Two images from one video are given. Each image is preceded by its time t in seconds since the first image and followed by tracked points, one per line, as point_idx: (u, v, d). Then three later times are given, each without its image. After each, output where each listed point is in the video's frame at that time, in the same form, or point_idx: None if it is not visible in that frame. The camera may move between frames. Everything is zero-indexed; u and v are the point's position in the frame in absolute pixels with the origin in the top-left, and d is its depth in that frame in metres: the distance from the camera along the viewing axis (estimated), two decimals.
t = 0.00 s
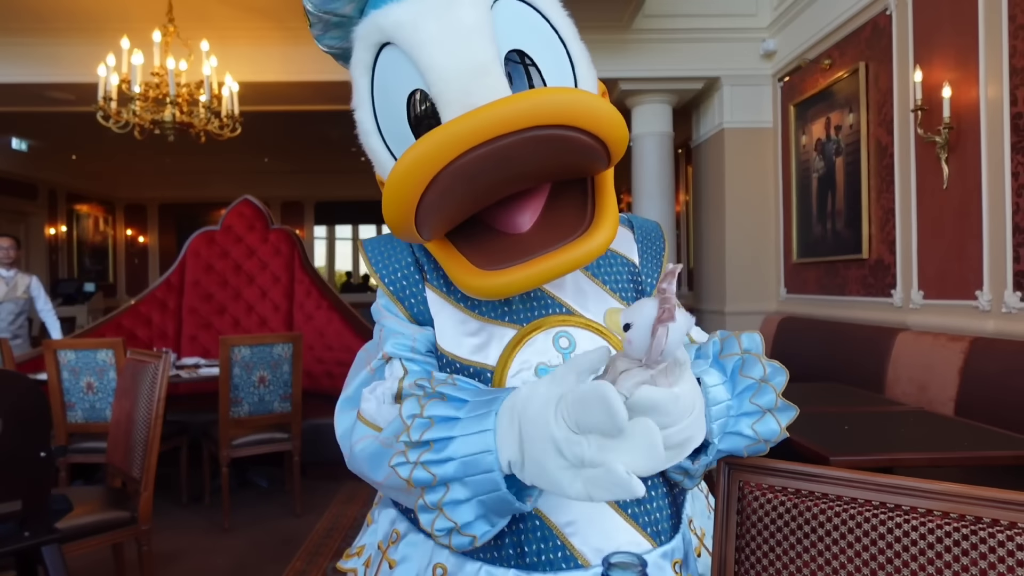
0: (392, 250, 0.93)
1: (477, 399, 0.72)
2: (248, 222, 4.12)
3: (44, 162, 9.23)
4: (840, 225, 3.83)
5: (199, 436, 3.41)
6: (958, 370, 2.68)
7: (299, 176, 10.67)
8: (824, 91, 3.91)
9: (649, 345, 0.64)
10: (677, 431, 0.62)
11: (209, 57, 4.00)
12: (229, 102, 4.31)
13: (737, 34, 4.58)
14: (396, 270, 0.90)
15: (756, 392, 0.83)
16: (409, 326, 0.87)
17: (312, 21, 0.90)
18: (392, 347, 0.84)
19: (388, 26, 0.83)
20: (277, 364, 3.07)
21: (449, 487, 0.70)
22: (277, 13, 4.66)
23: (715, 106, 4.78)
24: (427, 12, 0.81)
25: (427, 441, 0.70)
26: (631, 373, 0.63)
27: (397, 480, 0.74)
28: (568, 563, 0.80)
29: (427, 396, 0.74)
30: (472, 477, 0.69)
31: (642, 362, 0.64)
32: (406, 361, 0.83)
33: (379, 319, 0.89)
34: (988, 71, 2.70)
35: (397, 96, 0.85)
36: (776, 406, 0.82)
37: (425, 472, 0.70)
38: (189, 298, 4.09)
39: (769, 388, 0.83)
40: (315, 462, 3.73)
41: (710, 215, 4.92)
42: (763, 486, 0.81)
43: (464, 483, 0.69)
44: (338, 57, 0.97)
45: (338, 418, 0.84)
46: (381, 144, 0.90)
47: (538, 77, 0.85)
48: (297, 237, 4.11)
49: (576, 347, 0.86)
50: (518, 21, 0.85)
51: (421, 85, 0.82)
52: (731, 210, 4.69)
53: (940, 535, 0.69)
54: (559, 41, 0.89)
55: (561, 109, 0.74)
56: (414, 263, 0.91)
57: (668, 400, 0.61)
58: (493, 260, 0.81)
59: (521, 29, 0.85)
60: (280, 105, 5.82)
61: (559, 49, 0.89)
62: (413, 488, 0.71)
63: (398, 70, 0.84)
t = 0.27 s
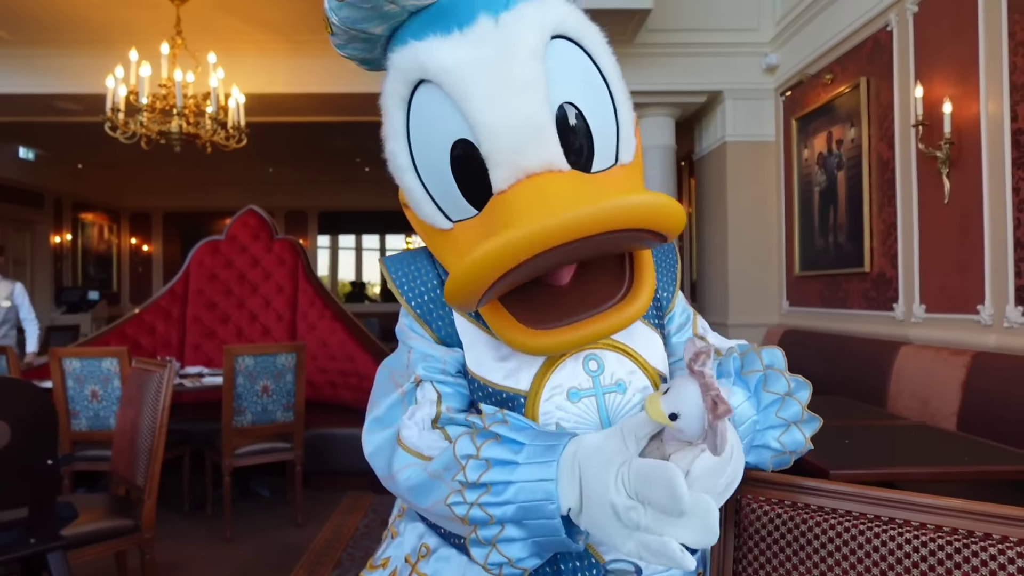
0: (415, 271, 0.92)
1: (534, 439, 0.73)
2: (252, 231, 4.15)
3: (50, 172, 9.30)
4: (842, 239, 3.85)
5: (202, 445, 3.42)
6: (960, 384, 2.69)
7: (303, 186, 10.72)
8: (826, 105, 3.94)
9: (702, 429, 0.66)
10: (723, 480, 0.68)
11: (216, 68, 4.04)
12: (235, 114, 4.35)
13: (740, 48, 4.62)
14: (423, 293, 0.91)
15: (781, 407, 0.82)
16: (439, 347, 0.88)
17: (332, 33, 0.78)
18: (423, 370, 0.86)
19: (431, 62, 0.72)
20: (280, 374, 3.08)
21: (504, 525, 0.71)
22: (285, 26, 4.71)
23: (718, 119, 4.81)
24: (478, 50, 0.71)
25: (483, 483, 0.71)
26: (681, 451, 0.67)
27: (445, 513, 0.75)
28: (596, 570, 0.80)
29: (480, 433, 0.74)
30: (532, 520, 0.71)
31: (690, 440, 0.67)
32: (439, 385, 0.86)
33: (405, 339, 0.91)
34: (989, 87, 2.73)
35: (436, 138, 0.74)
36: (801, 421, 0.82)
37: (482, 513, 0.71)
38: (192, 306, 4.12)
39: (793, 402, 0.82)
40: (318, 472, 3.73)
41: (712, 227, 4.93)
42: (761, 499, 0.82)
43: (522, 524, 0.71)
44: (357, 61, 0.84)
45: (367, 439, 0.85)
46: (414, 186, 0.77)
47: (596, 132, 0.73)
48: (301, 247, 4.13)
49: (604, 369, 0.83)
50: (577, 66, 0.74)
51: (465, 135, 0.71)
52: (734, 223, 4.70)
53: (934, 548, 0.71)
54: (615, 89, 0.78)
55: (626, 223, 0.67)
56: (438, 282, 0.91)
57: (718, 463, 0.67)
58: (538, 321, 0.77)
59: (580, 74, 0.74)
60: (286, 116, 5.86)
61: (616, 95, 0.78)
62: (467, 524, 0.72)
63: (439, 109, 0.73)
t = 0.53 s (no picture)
0: (432, 296, 0.88)
1: (579, 487, 0.70)
2: (254, 245, 4.15)
3: (53, 184, 9.34)
4: (843, 254, 3.86)
5: (202, 459, 3.40)
6: (962, 401, 2.68)
7: (305, 200, 10.75)
8: (826, 121, 3.96)
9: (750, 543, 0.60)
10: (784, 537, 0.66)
11: (220, 82, 4.06)
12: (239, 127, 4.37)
13: (741, 65, 4.65)
14: (444, 322, 0.85)
15: (811, 411, 0.79)
16: (463, 379, 0.85)
17: (373, 50, 0.73)
18: (449, 403, 0.83)
19: (497, 129, 0.68)
20: (281, 388, 3.08)
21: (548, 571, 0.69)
22: (289, 40, 4.74)
23: (719, 135, 4.83)
24: (553, 129, 0.67)
25: (531, 533, 0.69)
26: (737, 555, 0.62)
27: (484, 557, 0.72)
28: None
29: (524, 480, 0.71)
30: (578, 569, 0.68)
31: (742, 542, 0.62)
32: (466, 417, 0.82)
33: (426, 368, 0.86)
34: (988, 104, 2.75)
35: (487, 203, 0.71)
36: (833, 423, 0.78)
37: (530, 561, 0.69)
38: (193, 320, 4.12)
39: (822, 405, 0.79)
40: (318, 486, 3.72)
41: (714, 242, 4.94)
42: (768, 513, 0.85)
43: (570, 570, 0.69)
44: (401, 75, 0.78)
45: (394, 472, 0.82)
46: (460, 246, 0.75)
47: (648, 212, 0.73)
48: (302, 260, 4.14)
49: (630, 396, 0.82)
50: (640, 146, 0.72)
51: (524, 214, 0.69)
52: (736, 238, 4.71)
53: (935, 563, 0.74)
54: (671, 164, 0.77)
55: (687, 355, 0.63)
56: (459, 311, 0.86)
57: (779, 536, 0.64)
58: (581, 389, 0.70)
59: (642, 153, 0.72)
60: (289, 130, 5.89)
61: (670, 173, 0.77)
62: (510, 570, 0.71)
63: (494, 176, 0.70)
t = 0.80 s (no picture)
0: (433, 314, 0.88)
1: (599, 526, 0.71)
2: (249, 250, 4.13)
3: (48, 190, 9.31)
4: (838, 259, 3.86)
5: (195, 465, 3.38)
6: (957, 405, 2.68)
7: (301, 205, 10.74)
8: (821, 127, 3.97)
9: None
10: None
11: (215, 88, 4.06)
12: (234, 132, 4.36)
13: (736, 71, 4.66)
14: (450, 342, 0.86)
15: (834, 423, 0.79)
16: (469, 395, 0.83)
17: (374, 79, 0.72)
18: (457, 420, 0.81)
19: (511, 177, 0.68)
20: (275, 393, 3.06)
21: None
22: (284, 45, 4.74)
23: (713, 140, 4.83)
24: (571, 182, 0.66)
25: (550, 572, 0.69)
26: None
27: None
28: None
29: (543, 516, 0.71)
30: None
31: None
32: (476, 435, 0.82)
33: (430, 385, 0.84)
34: (981, 110, 2.75)
35: (498, 246, 0.71)
36: (857, 431, 0.79)
37: None
38: (188, 325, 4.11)
39: (845, 413, 0.79)
40: (312, 493, 3.70)
41: (709, 247, 4.94)
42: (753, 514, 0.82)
43: None
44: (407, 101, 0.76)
45: (400, 488, 0.81)
46: (467, 284, 0.76)
47: (666, 250, 0.74)
48: (298, 265, 4.12)
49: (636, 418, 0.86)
50: (659, 189, 0.72)
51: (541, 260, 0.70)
52: (731, 243, 4.71)
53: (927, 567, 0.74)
54: (691, 198, 0.78)
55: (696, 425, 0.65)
56: (463, 330, 0.86)
57: None
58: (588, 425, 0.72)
59: (662, 195, 0.73)
60: (284, 135, 5.88)
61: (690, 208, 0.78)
62: None
63: (508, 218, 0.70)
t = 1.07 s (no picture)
0: (430, 316, 0.88)
1: (605, 548, 0.71)
2: (243, 254, 4.11)
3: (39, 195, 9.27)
4: (830, 258, 3.87)
5: (190, 470, 3.37)
6: (950, 403, 2.69)
7: (295, 209, 10.72)
8: (813, 127, 3.98)
9: None
10: None
11: (207, 91, 4.05)
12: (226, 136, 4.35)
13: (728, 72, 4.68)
14: (446, 344, 0.85)
15: (833, 449, 0.81)
16: (468, 398, 0.83)
17: (366, 75, 0.72)
18: (458, 423, 0.81)
19: (506, 180, 0.68)
20: (270, 397, 3.05)
21: None
22: (276, 48, 4.74)
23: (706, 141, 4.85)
24: (566, 184, 0.66)
25: None
26: None
27: None
28: None
29: (548, 533, 0.71)
30: None
31: None
32: (476, 437, 0.81)
33: (428, 387, 0.85)
34: (971, 109, 2.77)
35: (492, 249, 0.71)
36: (857, 453, 0.81)
37: None
38: (181, 329, 4.09)
39: (842, 439, 0.82)
40: (307, 496, 3.69)
41: (703, 248, 4.95)
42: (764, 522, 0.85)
43: None
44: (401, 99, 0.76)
45: (403, 490, 0.81)
46: (462, 286, 0.76)
47: (664, 253, 0.74)
48: (291, 269, 4.11)
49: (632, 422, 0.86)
50: (657, 192, 0.72)
51: (535, 263, 0.70)
52: (724, 243, 4.72)
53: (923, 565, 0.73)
54: (692, 202, 0.78)
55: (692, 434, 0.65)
56: (460, 332, 0.86)
57: None
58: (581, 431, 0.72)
59: (660, 198, 0.73)
60: (277, 138, 5.87)
61: (690, 212, 0.78)
62: None
63: (501, 219, 0.70)
